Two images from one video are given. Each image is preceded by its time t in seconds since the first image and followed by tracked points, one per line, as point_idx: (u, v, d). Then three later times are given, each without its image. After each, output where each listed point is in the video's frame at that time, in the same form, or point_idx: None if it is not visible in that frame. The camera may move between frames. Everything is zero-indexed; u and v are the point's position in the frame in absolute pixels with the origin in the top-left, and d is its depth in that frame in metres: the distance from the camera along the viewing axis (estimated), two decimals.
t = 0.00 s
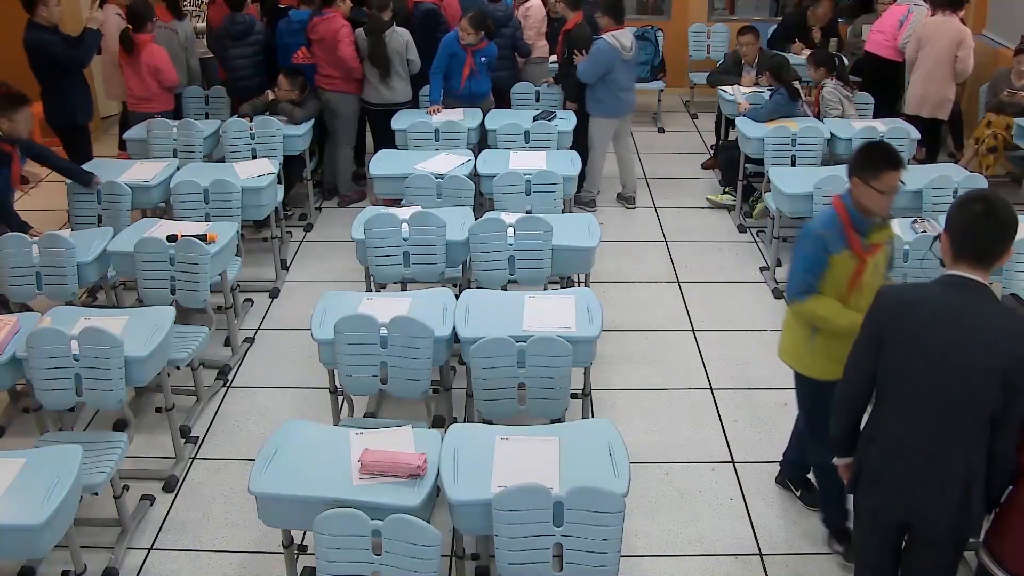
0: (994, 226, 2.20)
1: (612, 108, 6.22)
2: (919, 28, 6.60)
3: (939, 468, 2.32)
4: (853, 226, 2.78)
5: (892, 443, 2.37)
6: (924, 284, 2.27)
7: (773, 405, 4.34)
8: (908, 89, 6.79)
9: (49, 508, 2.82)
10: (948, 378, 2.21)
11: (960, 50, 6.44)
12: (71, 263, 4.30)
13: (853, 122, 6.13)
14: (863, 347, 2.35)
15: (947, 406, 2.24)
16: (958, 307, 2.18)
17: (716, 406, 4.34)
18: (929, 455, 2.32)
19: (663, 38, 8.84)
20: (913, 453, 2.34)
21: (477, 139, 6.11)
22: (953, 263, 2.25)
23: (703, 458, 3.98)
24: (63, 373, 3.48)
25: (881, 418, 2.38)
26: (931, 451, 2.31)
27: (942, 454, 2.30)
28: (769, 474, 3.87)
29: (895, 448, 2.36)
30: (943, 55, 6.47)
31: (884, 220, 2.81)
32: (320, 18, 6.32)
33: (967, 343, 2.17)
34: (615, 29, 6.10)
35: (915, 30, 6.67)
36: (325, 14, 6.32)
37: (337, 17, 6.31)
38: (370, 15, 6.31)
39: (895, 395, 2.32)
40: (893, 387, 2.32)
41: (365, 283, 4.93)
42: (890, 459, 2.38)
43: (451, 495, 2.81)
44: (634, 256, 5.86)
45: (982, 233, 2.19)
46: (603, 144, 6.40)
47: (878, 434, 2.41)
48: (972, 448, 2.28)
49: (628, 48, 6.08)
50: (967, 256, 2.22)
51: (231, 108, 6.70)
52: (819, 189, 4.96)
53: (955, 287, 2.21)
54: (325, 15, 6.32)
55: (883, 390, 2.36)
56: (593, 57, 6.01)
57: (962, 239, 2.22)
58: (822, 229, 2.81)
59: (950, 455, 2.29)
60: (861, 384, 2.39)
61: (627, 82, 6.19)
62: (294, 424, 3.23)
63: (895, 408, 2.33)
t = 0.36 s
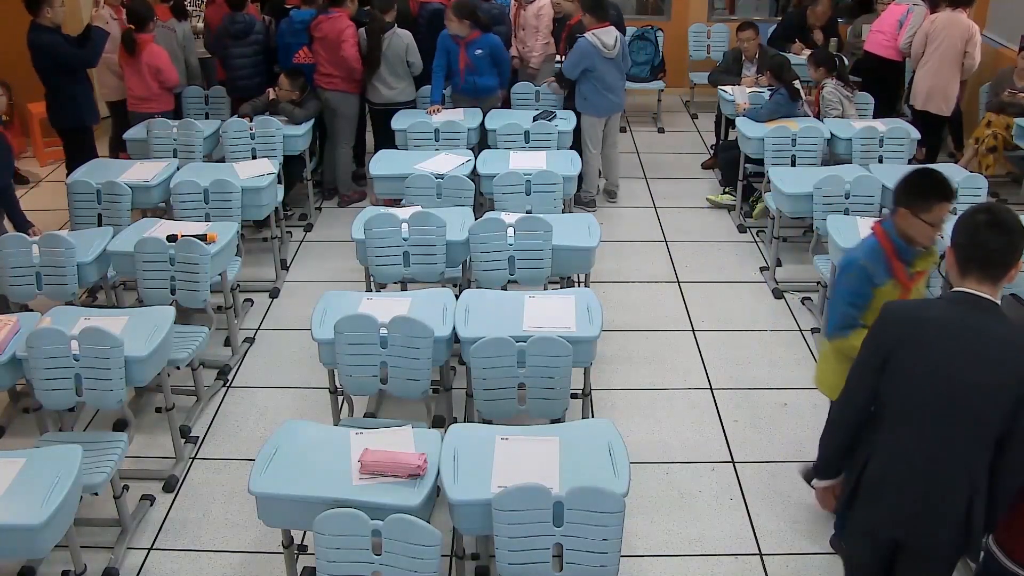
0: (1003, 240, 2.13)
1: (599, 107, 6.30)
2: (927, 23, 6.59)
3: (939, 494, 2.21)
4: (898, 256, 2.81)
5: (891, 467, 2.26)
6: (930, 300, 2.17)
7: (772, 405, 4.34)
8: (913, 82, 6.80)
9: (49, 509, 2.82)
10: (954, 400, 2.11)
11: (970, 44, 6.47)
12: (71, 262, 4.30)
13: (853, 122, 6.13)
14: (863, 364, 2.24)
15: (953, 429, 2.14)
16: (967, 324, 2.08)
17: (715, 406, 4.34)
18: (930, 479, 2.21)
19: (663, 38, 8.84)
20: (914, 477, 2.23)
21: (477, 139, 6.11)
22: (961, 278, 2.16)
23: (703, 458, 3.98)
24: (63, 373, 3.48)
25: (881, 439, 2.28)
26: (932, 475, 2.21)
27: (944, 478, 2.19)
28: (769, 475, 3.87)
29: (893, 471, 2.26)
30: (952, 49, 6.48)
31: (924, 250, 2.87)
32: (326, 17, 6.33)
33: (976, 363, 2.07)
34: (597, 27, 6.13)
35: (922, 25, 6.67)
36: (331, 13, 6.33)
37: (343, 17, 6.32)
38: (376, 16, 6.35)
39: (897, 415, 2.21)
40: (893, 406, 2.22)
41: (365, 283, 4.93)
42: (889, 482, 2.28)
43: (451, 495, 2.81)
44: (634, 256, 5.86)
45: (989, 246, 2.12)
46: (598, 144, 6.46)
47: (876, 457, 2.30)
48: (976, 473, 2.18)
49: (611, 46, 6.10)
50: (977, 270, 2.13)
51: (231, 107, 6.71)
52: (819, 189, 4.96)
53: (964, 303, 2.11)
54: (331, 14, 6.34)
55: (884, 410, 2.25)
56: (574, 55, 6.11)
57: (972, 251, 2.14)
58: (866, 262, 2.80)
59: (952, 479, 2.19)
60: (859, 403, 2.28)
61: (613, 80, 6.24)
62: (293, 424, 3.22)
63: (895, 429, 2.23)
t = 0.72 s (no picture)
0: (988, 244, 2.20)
1: (598, 105, 6.30)
2: (921, 23, 6.60)
3: (928, 499, 2.20)
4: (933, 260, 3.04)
5: (876, 472, 2.26)
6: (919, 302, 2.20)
7: (772, 405, 4.34)
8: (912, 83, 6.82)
9: (48, 509, 2.82)
10: (941, 401, 2.12)
11: (964, 40, 6.44)
12: (71, 262, 4.30)
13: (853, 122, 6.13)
14: (851, 364, 2.26)
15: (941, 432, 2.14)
16: (954, 326, 2.11)
17: (715, 406, 4.34)
18: (919, 484, 2.20)
19: (663, 38, 8.84)
20: (902, 482, 2.22)
21: (477, 139, 6.11)
22: (948, 281, 2.22)
23: (703, 458, 3.98)
24: (63, 373, 3.48)
25: (867, 443, 2.27)
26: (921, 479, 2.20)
27: (933, 483, 2.18)
28: (769, 475, 3.87)
29: (880, 475, 2.25)
30: (947, 47, 6.48)
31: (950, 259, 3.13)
32: (331, 17, 6.34)
33: (964, 364, 2.08)
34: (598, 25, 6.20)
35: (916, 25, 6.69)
36: (336, 13, 6.34)
37: (349, 18, 6.33)
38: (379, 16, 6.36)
39: (885, 419, 2.21)
40: (879, 408, 2.22)
41: (365, 283, 4.93)
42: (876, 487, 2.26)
43: (451, 495, 2.81)
44: (634, 256, 5.86)
45: (974, 249, 2.20)
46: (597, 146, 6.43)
47: (863, 461, 2.29)
48: (965, 479, 2.17)
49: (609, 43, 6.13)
50: (963, 272, 2.20)
51: (231, 107, 6.70)
52: (819, 189, 4.96)
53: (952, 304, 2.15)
54: (336, 14, 6.34)
55: (872, 413, 2.26)
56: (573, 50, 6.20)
57: (959, 254, 2.21)
58: (898, 266, 3.00)
59: (941, 484, 2.18)
60: (848, 405, 2.29)
61: (612, 78, 6.26)
62: (293, 424, 3.22)
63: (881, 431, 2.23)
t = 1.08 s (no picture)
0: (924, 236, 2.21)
1: (593, 103, 6.31)
2: (921, 24, 6.61)
3: (875, 491, 2.22)
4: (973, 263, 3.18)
5: (825, 464, 2.27)
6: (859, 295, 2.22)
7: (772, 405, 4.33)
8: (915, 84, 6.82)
9: (48, 508, 2.82)
10: (881, 392, 2.13)
11: (966, 43, 6.44)
12: (71, 263, 4.30)
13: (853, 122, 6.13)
14: (797, 358, 2.27)
15: (883, 424, 2.15)
16: (892, 319, 2.12)
17: (715, 406, 4.34)
18: (864, 476, 2.22)
19: (663, 38, 8.84)
20: (848, 475, 2.24)
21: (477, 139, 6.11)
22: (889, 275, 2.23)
23: (703, 458, 3.98)
24: (63, 373, 3.48)
25: (816, 435, 2.29)
26: (867, 471, 2.22)
27: (877, 475, 2.20)
28: (769, 474, 3.87)
29: (828, 467, 2.27)
30: (948, 48, 6.48)
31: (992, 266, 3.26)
32: (332, 18, 6.34)
33: (902, 356, 2.09)
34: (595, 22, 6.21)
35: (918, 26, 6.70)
36: (337, 14, 6.33)
37: (349, 18, 6.32)
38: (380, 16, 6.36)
39: (830, 413, 2.23)
40: (825, 401, 2.24)
41: (365, 283, 4.93)
42: (825, 481, 2.28)
43: (451, 495, 2.81)
44: (634, 256, 5.86)
45: (914, 240, 2.21)
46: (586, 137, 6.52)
47: (813, 454, 2.31)
48: (909, 471, 2.18)
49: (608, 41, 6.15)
50: (901, 265, 2.21)
51: (231, 107, 6.70)
52: (819, 189, 4.96)
53: (890, 296, 2.16)
54: (337, 15, 6.34)
55: (818, 408, 2.27)
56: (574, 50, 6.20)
57: (897, 248, 2.22)
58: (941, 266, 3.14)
59: (885, 475, 2.20)
60: (796, 399, 2.30)
61: (610, 76, 6.27)
62: (293, 424, 3.22)
63: (828, 423, 2.25)
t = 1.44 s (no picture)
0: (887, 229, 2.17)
1: (591, 101, 6.35)
2: (922, 25, 6.61)
3: (830, 482, 2.23)
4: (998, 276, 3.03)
5: (783, 454, 2.28)
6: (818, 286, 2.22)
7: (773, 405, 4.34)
8: (919, 85, 6.81)
9: (49, 509, 2.82)
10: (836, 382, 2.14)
11: (966, 43, 6.45)
12: (71, 263, 4.30)
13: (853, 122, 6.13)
14: (757, 348, 2.28)
15: (838, 415, 2.17)
16: (850, 313, 2.12)
17: (715, 405, 4.34)
18: (819, 467, 2.23)
19: (663, 38, 8.83)
20: (803, 465, 2.25)
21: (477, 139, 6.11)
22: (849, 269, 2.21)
23: (703, 458, 3.99)
24: (63, 373, 3.48)
25: (774, 425, 2.30)
26: (822, 461, 2.22)
27: (832, 465, 2.21)
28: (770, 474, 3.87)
29: (786, 457, 2.28)
30: (949, 48, 6.49)
31: None
32: (332, 17, 6.34)
33: (858, 349, 2.10)
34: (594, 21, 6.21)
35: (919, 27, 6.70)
36: (337, 13, 6.33)
37: (349, 17, 6.33)
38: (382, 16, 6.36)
39: (788, 404, 2.24)
40: (784, 391, 2.24)
41: (366, 283, 4.93)
42: (782, 471, 2.29)
43: (451, 495, 2.81)
44: (634, 256, 5.86)
45: (876, 237, 2.17)
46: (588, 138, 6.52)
47: (772, 443, 2.32)
48: (863, 461, 2.19)
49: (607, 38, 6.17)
50: (861, 259, 2.18)
51: (232, 108, 6.71)
52: (819, 189, 4.97)
53: (849, 290, 2.15)
54: (337, 14, 6.34)
55: (776, 398, 2.28)
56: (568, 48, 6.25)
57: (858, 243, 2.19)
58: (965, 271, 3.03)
59: (840, 466, 2.21)
60: (755, 389, 2.31)
61: (604, 74, 6.26)
62: (292, 424, 3.22)
63: (785, 413, 2.25)
